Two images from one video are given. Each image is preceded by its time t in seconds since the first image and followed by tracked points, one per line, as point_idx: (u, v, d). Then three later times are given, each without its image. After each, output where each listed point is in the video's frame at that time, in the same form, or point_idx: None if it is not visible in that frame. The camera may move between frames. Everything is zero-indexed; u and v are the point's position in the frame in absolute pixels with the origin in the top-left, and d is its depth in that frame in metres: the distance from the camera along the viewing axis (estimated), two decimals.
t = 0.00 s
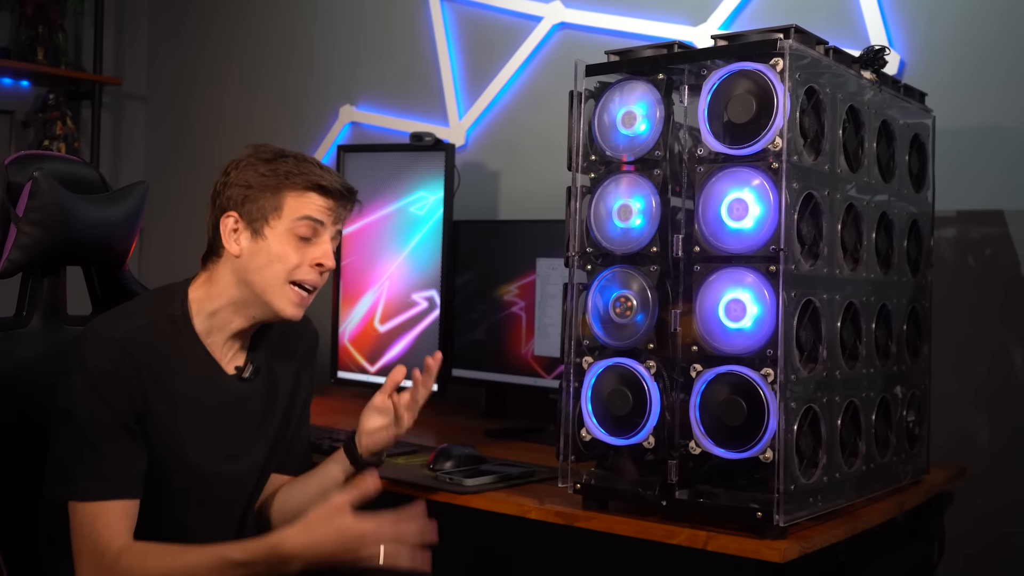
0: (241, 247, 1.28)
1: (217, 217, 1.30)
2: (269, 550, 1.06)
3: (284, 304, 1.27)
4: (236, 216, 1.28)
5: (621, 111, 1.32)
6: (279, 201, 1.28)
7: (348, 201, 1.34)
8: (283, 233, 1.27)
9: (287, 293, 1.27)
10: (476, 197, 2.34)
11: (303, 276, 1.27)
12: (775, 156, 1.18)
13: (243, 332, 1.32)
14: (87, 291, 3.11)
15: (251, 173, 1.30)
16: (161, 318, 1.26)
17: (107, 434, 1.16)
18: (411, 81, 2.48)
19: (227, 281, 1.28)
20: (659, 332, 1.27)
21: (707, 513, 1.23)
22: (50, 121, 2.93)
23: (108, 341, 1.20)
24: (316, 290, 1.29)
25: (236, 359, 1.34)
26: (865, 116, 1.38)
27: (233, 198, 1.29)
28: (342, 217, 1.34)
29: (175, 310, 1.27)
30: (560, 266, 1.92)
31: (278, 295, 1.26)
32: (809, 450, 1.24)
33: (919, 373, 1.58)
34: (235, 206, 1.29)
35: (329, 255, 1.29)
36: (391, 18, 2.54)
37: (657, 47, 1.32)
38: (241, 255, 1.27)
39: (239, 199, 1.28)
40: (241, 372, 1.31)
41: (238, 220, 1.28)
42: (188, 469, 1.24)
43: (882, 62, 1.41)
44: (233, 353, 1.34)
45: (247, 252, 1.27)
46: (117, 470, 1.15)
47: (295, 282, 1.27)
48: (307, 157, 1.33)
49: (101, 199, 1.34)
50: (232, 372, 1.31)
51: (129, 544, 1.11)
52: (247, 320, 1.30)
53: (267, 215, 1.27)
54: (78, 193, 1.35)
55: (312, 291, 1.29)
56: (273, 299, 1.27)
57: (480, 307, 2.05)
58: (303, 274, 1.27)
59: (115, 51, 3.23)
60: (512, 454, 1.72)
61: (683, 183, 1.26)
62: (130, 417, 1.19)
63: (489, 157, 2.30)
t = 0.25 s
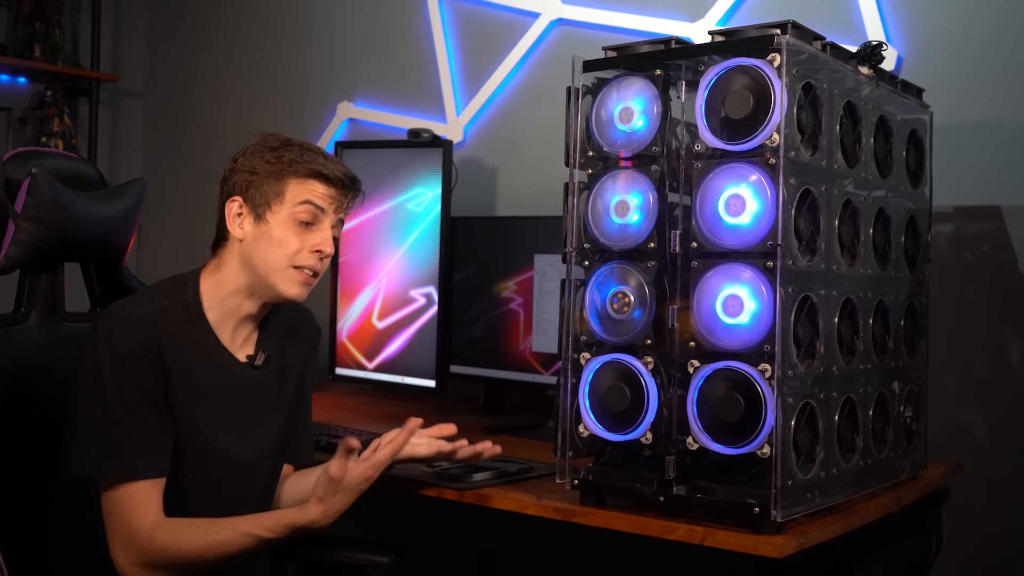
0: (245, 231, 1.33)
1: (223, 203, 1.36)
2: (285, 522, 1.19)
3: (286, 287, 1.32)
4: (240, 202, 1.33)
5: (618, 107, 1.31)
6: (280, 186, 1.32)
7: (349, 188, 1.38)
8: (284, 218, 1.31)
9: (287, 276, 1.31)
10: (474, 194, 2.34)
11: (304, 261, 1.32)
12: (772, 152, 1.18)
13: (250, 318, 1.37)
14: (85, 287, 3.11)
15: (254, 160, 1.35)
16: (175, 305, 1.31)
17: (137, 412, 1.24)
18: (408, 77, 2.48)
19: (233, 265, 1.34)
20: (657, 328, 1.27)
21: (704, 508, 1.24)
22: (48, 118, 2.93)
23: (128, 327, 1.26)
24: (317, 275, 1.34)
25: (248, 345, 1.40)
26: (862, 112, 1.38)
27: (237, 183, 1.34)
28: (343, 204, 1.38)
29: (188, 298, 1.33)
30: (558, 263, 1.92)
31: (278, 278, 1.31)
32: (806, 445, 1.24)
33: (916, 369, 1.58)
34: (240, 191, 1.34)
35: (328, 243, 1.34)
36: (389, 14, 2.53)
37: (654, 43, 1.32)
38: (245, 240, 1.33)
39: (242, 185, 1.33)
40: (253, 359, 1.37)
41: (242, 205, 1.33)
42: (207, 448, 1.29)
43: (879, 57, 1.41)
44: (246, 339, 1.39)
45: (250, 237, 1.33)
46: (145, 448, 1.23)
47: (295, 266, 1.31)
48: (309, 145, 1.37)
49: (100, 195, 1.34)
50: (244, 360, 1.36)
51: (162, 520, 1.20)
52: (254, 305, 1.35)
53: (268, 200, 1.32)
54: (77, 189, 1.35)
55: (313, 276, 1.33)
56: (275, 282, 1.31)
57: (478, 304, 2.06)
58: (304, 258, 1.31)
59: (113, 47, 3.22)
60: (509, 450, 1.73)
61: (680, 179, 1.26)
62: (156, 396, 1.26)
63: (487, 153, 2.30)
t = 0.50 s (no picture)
0: (255, 228, 1.34)
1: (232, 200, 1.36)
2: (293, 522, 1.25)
3: (298, 283, 1.33)
4: (249, 199, 1.35)
5: (617, 106, 1.32)
6: (288, 183, 1.34)
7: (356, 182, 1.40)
8: (294, 214, 1.33)
9: (299, 272, 1.33)
10: (473, 192, 2.34)
11: (315, 256, 1.33)
12: (771, 151, 1.18)
13: (262, 314, 1.39)
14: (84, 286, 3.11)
15: (262, 156, 1.36)
16: (190, 300, 1.33)
17: (148, 406, 1.24)
18: (408, 76, 2.48)
19: (245, 262, 1.35)
20: (656, 327, 1.27)
21: (703, 507, 1.24)
22: (47, 116, 2.93)
23: (141, 323, 1.27)
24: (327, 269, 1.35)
25: (259, 340, 1.41)
26: (861, 111, 1.38)
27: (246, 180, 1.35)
28: (350, 198, 1.40)
29: (202, 293, 1.34)
30: (557, 262, 1.92)
31: (290, 274, 1.32)
32: (805, 444, 1.24)
33: (915, 368, 1.58)
34: (249, 188, 1.35)
35: (338, 237, 1.35)
36: (388, 13, 2.53)
37: (653, 42, 1.31)
38: (256, 236, 1.34)
39: (251, 182, 1.35)
40: (263, 353, 1.38)
41: (251, 202, 1.34)
42: (218, 442, 1.31)
43: (879, 56, 1.41)
44: (257, 335, 1.40)
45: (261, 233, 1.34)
46: (153, 444, 1.23)
47: (307, 261, 1.33)
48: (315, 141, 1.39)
49: (100, 193, 1.34)
50: (255, 354, 1.37)
51: (168, 512, 1.22)
52: (266, 300, 1.37)
53: (278, 196, 1.33)
54: (78, 187, 1.35)
55: (323, 271, 1.35)
56: (287, 278, 1.33)
57: (477, 303, 2.06)
58: (315, 253, 1.33)
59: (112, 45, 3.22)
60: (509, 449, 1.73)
61: (679, 178, 1.26)
62: (169, 390, 1.26)
63: (486, 152, 2.30)
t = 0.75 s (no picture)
0: (263, 230, 1.35)
1: (240, 200, 1.37)
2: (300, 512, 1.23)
3: (306, 285, 1.34)
4: (257, 200, 1.35)
5: (619, 107, 1.32)
6: (296, 184, 1.34)
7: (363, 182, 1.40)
8: (302, 216, 1.33)
9: (308, 274, 1.34)
10: (475, 193, 2.34)
11: (323, 257, 1.34)
12: (774, 152, 1.18)
13: (268, 315, 1.39)
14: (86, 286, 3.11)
15: (269, 157, 1.36)
16: (197, 300, 1.34)
17: (153, 404, 1.24)
18: (410, 77, 2.48)
19: (252, 264, 1.35)
20: (658, 327, 1.27)
21: (706, 507, 1.24)
22: (49, 117, 2.94)
23: (147, 322, 1.27)
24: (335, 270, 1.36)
25: (264, 341, 1.41)
26: (863, 112, 1.38)
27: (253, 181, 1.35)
28: (357, 198, 1.40)
29: (209, 293, 1.35)
30: (559, 262, 1.92)
31: (299, 276, 1.33)
32: (807, 445, 1.24)
33: (917, 368, 1.58)
34: (256, 190, 1.35)
35: (346, 238, 1.36)
36: (390, 13, 2.53)
37: (655, 43, 1.32)
38: (264, 238, 1.34)
39: (259, 183, 1.35)
40: (268, 355, 1.38)
41: (258, 204, 1.34)
42: (218, 445, 1.31)
43: (880, 57, 1.41)
44: (262, 336, 1.41)
45: (269, 235, 1.34)
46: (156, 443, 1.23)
47: (315, 262, 1.34)
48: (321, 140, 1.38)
49: (102, 193, 1.34)
50: (259, 355, 1.38)
51: (173, 508, 1.22)
52: (274, 301, 1.38)
53: (286, 198, 1.33)
54: (80, 187, 1.35)
55: (331, 272, 1.36)
56: (296, 280, 1.34)
57: (478, 303, 2.06)
58: (323, 255, 1.34)
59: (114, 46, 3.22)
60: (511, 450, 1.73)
61: (682, 179, 1.26)
62: (174, 389, 1.27)
63: (488, 153, 2.30)
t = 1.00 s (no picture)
0: (260, 231, 1.36)
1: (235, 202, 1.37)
2: (347, 474, 1.25)
3: (305, 285, 1.36)
4: (252, 202, 1.35)
5: (624, 107, 1.32)
6: (292, 186, 1.35)
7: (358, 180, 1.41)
8: (299, 217, 1.35)
9: (307, 275, 1.35)
10: (479, 193, 2.34)
11: (322, 257, 1.36)
12: (778, 152, 1.18)
13: (268, 313, 1.41)
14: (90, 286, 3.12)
15: (264, 158, 1.36)
16: (198, 298, 1.33)
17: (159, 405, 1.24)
18: (414, 77, 2.48)
19: (250, 265, 1.36)
20: (662, 328, 1.27)
21: (710, 508, 1.24)
22: (54, 117, 2.94)
23: (156, 325, 1.27)
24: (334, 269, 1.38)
25: (264, 338, 1.43)
26: (867, 112, 1.38)
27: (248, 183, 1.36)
28: (353, 196, 1.41)
29: (210, 292, 1.34)
30: (563, 262, 1.92)
31: (299, 277, 1.35)
32: (812, 446, 1.24)
33: (922, 369, 1.58)
34: (252, 191, 1.36)
35: (344, 238, 1.38)
36: (394, 14, 2.54)
37: (660, 44, 1.32)
38: (261, 239, 1.36)
39: (254, 185, 1.35)
40: (271, 350, 1.39)
41: (255, 205, 1.35)
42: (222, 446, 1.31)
43: (885, 58, 1.41)
44: (262, 334, 1.42)
45: (266, 236, 1.36)
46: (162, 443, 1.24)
47: (314, 263, 1.36)
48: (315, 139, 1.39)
49: (107, 194, 1.35)
50: (262, 351, 1.38)
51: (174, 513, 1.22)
52: (272, 300, 1.39)
53: (282, 200, 1.34)
54: (86, 187, 1.36)
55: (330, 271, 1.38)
56: (296, 281, 1.35)
57: (482, 303, 2.06)
58: (322, 255, 1.36)
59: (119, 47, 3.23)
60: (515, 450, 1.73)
61: (686, 179, 1.27)
62: (195, 381, 1.28)
63: (492, 153, 2.31)
